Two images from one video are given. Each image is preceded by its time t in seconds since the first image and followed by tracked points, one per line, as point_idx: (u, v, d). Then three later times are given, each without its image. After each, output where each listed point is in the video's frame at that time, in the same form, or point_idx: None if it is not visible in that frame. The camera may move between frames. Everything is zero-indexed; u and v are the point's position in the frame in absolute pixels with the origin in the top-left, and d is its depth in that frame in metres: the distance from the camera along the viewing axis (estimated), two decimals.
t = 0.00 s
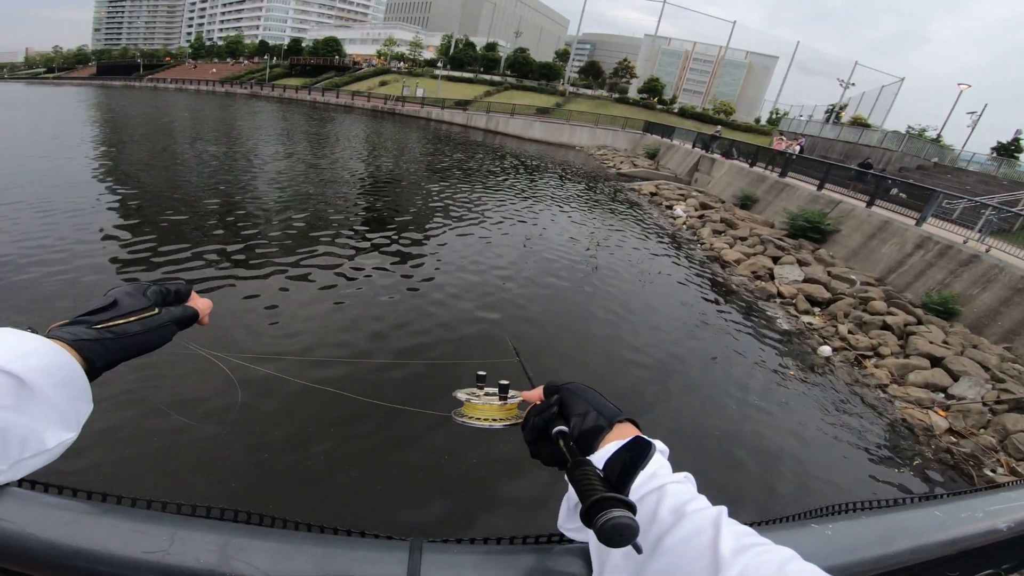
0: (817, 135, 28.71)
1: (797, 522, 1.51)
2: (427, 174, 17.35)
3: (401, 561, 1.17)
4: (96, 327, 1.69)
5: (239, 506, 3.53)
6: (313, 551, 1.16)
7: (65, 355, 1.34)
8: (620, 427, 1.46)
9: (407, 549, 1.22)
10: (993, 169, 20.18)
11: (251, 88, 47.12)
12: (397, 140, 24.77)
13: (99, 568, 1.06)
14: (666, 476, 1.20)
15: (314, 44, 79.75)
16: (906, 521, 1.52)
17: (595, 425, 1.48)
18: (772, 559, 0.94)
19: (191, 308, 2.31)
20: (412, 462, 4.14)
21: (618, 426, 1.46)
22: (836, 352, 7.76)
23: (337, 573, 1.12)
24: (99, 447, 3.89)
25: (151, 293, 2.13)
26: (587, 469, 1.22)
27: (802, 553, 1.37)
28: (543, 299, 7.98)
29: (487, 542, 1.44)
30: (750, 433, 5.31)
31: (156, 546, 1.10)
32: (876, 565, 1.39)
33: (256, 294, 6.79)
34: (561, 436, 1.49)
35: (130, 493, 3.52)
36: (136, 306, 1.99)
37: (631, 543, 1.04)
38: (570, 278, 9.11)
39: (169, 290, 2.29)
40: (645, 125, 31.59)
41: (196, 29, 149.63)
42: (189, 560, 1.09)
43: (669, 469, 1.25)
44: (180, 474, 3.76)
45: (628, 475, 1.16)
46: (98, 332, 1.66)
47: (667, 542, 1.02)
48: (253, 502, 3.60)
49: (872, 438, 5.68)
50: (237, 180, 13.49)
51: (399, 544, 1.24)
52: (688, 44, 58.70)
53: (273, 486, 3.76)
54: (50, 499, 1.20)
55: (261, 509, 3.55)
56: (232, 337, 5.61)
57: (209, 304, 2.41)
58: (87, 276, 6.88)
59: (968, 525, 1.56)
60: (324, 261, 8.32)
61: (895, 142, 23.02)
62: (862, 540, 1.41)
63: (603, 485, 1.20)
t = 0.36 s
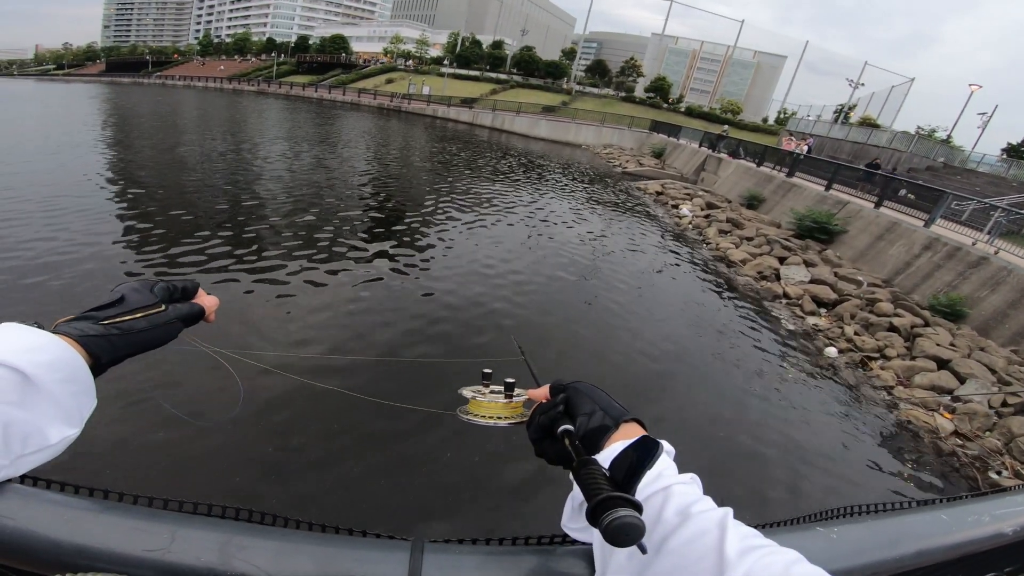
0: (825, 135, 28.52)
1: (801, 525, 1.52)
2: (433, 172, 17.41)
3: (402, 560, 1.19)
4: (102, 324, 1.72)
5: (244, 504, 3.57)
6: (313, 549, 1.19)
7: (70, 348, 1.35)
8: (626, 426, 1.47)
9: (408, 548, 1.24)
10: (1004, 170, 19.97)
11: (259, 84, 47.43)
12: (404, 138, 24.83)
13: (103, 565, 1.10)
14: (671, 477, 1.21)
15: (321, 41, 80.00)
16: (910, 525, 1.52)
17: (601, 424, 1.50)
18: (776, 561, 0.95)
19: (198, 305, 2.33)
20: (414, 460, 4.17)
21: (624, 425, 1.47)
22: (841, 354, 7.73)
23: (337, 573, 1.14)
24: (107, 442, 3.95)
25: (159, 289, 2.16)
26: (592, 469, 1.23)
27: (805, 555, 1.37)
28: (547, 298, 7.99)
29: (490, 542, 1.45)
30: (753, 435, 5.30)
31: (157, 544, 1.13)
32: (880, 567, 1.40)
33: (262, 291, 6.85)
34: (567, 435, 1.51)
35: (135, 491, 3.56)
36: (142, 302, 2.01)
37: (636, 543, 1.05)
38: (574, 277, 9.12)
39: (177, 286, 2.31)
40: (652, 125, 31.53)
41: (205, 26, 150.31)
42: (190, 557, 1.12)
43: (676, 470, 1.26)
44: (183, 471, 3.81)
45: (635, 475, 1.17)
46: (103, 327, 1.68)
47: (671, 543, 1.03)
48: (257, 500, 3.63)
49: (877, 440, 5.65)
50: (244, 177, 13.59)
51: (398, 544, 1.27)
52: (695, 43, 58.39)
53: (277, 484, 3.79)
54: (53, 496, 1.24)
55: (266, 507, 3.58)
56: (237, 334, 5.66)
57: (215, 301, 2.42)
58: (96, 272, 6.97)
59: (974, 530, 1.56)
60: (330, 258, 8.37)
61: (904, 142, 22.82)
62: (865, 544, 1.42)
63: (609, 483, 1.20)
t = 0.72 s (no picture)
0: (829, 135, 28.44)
1: (801, 527, 1.52)
2: (436, 171, 17.41)
3: (400, 561, 1.19)
4: (103, 323, 1.73)
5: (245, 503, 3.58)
6: (312, 550, 1.20)
7: (71, 348, 1.36)
8: (626, 428, 1.48)
9: (406, 549, 1.24)
10: (1009, 170, 19.87)
11: (262, 83, 47.47)
12: (406, 137, 24.85)
13: (103, 564, 1.11)
14: (670, 478, 1.22)
15: (325, 40, 80.18)
16: (910, 528, 1.52)
17: (602, 426, 1.50)
18: (774, 562, 0.95)
19: (198, 304, 2.34)
20: (416, 460, 4.18)
21: (624, 427, 1.48)
22: (845, 355, 7.71)
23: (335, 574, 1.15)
24: (110, 441, 3.97)
25: (161, 289, 2.17)
26: (591, 470, 1.24)
27: (804, 558, 1.38)
28: (550, 297, 7.99)
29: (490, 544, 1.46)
30: (754, 435, 5.29)
31: (156, 544, 1.14)
32: (879, 570, 1.40)
33: (265, 290, 6.87)
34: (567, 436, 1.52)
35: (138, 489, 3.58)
36: (143, 302, 2.02)
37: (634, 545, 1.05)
38: (576, 276, 9.12)
39: (178, 286, 2.32)
40: (655, 124, 31.49)
41: (209, 25, 150.75)
42: (188, 557, 1.13)
43: (675, 471, 1.27)
44: (185, 470, 3.82)
45: (633, 477, 1.17)
46: (104, 327, 1.69)
47: (669, 545, 1.03)
48: (259, 499, 3.64)
49: (880, 442, 5.64)
50: (247, 176, 13.64)
51: (396, 545, 1.27)
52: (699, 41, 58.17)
53: (279, 484, 3.81)
54: (53, 495, 1.25)
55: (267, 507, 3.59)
56: (240, 333, 5.68)
57: (216, 301, 2.43)
58: (101, 270, 7.01)
59: (974, 532, 1.56)
60: (333, 257, 8.39)
61: (908, 142, 22.72)
62: (864, 546, 1.42)
63: (607, 486, 1.21)
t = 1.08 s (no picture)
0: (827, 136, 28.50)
1: (799, 531, 1.52)
2: (435, 173, 17.41)
3: (394, 566, 1.18)
4: (98, 329, 1.72)
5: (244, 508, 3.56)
6: (305, 553, 1.19)
7: (66, 352, 1.36)
8: (623, 431, 1.47)
9: (400, 554, 1.23)
10: (1006, 171, 19.91)
11: (260, 84, 47.50)
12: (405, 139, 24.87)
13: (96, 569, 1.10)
14: (667, 481, 1.21)
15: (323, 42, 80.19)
16: (908, 531, 1.52)
17: (599, 429, 1.50)
18: (771, 565, 0.94)
19: (193, 310, 2.33)
20: (414, 463, 4.17)
21: (621, 431, 1.47)
22: (844, 355, 7.71)
23: None
24: (107, 446, 3.95)
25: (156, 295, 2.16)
26: (587, 474, 1.23)
27: (802, 562, 1.37)
28: (549, 299, 7.99)
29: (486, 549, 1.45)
30: (753, 436, 5.29)
31: (150, 548, 1.14)
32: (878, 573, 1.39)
33: (263, 292, 6.86)
34: (564, 440, 1.51)
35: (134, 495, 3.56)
36: (138, 308, 2.01)
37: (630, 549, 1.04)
38: (575, 278, 9.12)
39: (173, 292, 2.32)
40: (654, 125, 31.53)
41: (206, 26, 150.40)
42: (183, 561, 1.13)
43: (672, 475, 1.26)
44: (181, 474, 3.80)
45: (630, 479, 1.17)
46: (99, 332, 1.68)
47: (666, 550, 1.02)
48: (256, 504, 3.62)
49: (879, 442, 5.63)
50: (246, 177, 13.65)
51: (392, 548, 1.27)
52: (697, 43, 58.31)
53: (277, 488, 3.79)
54: (47, 500, 1.24)
55: (265, 512, 3.57)
56: (238, 337, 5.67)
57: (211, 306, 2.43)
58: (98, 273, 6.99)
59: (973, 535, 1.56)
60: (331, 259, 8.39)
61: (906, 143, 22.76)
62: (863, 550, 1.41)
63: (603, 488, 1.21)
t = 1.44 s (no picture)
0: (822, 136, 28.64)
1: (798, 534, 1.51)
2: (431, 175, 17.39)
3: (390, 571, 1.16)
4: (91, 336, 1.70)
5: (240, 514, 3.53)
6: (303, 560, 1.17)
7: (59, 359, 1.33)
8: (620, 435, 1.46)
9: (398, 560, 1.21)
10: (1000, 170, 20.04)
11: (256, 87, 47.45)
12: (402, 142, 24.86)
13: None
14: (665, 484, 1.19)
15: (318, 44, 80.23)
16: (907, 533, 1.51)
17: (596, 433, 1.48)
18: (772, 571, 0.92)
19: (187, 317, 2.31)
20: (412, 467, 4.15)
21: (618, 434, 1.46)
22: (841, 354, 7.73)
23: None
24: (101, 452, 3.91)
25: (149, 301, 2.14)
26: (583, 478, 1.21)
27: (801, 565, 1.37)
28: (546, 301, 7.98)
29: (483, 554, 1.43)
30: (752, 437, 5.29)
31: (144, 555, 1.12)
32: None
33: (260, 296, 6.83)
34: (561, 444, 1.49)
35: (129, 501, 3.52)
36: (132, 315, 1.99)
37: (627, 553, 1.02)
38: (572, 279, 9.13)
39: (167, 298, 2.30)
40: (650, 126, 31.61)
41: (201, 29, 150.12)
42: (177, 568, 1.10)
43: (670, 476, 1.24)
44: (177, 480, 3.77)
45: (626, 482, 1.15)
46: (92, 340, 1.65)
47: (663, 553, 1.00)
48: (252, 509, 3.59)
49: (877, 442, 5.63)
50: (241, 180, 13.60)
51: (391, 553, 1.24)
52: (692, 44, 58.55)
53: (274, 493, 3.76)
54: (39, 507, 1.21)
55: (261, 517, 3.54)
56: (234, 341, 5.63)
57: (205, 312, 2.41)
58: (92, 277, 6.93)
59: (972, 536, 1.55)
60: (327, 262, 8.35)
61: (900, 142, 22.88)
62: (862, 553, 1.40)
63: (599, 491, 1.19)
